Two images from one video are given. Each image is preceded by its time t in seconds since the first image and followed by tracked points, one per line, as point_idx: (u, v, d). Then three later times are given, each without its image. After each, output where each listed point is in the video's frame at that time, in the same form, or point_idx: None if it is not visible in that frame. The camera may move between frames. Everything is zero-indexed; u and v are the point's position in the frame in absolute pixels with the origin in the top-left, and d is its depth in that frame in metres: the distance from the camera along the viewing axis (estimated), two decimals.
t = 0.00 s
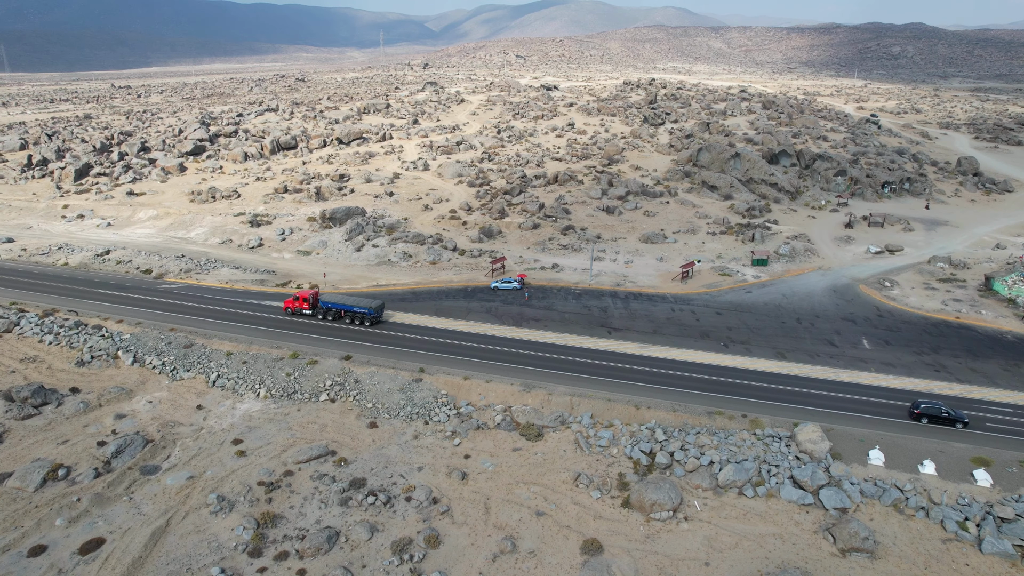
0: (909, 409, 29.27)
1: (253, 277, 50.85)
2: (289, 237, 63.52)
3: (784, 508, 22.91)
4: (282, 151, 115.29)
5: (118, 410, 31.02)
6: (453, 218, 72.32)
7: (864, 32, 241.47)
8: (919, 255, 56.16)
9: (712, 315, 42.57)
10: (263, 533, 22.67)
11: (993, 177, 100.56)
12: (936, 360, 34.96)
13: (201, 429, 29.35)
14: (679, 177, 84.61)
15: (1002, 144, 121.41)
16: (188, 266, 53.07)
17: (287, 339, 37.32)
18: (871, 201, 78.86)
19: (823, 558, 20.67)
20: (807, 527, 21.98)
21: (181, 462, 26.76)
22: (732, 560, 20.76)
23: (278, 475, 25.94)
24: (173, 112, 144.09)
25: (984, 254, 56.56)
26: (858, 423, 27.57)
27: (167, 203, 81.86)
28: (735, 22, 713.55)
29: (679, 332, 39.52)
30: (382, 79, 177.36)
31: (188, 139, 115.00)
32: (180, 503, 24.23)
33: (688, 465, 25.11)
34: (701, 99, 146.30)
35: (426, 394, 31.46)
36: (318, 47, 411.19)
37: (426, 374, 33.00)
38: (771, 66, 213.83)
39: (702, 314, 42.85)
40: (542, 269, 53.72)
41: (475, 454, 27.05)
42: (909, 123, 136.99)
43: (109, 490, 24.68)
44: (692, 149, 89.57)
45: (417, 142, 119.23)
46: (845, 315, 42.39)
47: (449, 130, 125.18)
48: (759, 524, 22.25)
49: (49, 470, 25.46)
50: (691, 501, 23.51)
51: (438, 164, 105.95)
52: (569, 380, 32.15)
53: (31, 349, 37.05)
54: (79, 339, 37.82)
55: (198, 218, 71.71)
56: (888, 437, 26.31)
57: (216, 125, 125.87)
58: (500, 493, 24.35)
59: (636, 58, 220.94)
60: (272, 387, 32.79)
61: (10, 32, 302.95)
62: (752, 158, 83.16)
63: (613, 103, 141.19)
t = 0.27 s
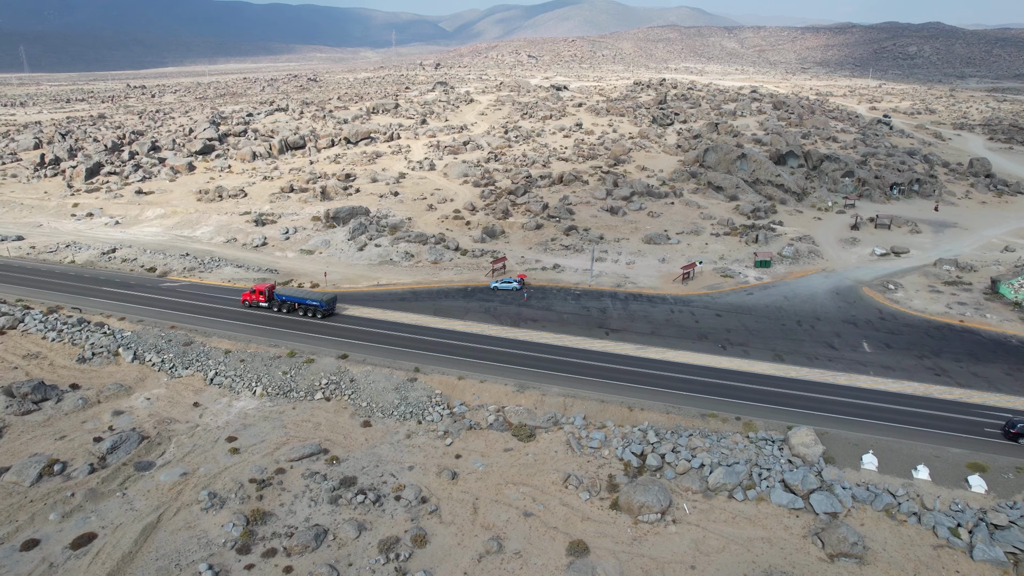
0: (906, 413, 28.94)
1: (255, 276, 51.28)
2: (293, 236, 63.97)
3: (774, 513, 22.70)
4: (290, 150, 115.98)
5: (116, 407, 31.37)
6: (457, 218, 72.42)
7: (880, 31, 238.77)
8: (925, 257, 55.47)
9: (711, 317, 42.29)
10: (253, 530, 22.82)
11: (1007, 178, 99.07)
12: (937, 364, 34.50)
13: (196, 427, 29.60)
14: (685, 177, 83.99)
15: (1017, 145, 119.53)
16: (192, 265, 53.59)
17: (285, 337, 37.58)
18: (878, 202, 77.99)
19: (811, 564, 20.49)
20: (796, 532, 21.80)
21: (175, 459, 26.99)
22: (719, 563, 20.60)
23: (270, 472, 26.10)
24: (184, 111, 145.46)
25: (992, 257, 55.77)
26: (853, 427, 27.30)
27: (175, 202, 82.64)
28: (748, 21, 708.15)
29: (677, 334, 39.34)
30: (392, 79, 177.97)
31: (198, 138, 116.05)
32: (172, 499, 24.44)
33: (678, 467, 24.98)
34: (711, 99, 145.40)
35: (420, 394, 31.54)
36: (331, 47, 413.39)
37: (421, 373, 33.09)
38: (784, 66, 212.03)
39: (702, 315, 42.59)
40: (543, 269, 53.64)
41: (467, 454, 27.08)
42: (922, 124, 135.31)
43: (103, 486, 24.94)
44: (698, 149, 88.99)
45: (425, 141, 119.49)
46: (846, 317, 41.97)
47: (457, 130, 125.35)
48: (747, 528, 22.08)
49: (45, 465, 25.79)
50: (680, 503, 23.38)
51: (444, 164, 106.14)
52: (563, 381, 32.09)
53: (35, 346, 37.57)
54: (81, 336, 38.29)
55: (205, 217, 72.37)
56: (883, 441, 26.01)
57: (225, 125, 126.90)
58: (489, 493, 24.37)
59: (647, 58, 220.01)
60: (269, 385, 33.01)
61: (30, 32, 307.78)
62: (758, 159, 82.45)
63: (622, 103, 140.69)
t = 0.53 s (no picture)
0: (903, 417, 28.61)
1: (257, 275, 51.69)
2: (297, 235, 64.37)
3: (763, 516, 22.54)
4: (299, 150, 116.60)
5: (114, 403, 31.72)
6: (460, 218, 72.50)
7: (897, 31, 235.91)
8: (931, 260, 54.76)
9: (711, 319, 41.98)
10: (242, 527, 22.99)
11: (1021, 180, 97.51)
12: (938, 368, 34.05)
13: (192, 424, 29.85)
14: (690, 178, 83.43)
15: None
16: (195, 263, 54.11)
17: (283, 336, 37.82)
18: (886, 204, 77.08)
19: (799, 569, 20.29)
20: (784, 536, 21.62)
21: (170, 455, 27.24)
22: (705, 567, 20.47)
23: (262, 470, 26.29)
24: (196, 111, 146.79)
25: (1001, 260, 54.93)
26: (847, 431, 27.02)
27: (182, 201, 83.42)
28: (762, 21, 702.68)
29: (675, 335, 39.14)
30: (402, 79, 178.51)
31: (207, 137, 117.06)
32: (165, 496, 24.66)
33: (669, 469, 24.86)
34: (721, 99, 144.43)
35: (414, 394, 31.62)
36: (345, 47, 415.76)
37: (415, 373, 33.15)
38: (798, 66, 210.13)
39: (701, 317, 42.35)
40: (544, 270, 53.60)
41: (458, 453, 27.11)
42: (936, 125, 133.53)
43: (97, 482, 25.23)
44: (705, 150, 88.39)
45: (432, 141, 119.71)
46: (848, 320, 41.53)
47: (465, 130, 125.51)
48: (736, 531, 21.91)
49: (42, 460, 26.13)
50: (669, 506, 23.26)
51: (450, 164, 106.29)
52: (557, 381, 32.03)
53: (38, 342, 38.08)
54: (83, 333, 38.76)
55: (211, 216, 73.00)
56: (878, 446, 25.74)
57: (235, 125, 127.92)
58: (478, 494, 24.36)
59: (658, 58, 218.98)
60: (265, 384, 33.23)
61: (50, 34, 313.01)
62: (765, 160, 81.72)
63: (631, 103, 140.16)
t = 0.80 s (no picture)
0: (900, 422, 28.25)
1: (259, 274, 52.15)
2: (301, 234, 64.79)
3: (752, 520, 22.35)
4: (307, 150, 117.24)
5: (113, 399, 32.08)
6: (464, 218, 72.58)
7: (915, 30, 232.69)
8: (938, 262, 54.01)
9: (710, 320, 41.72)
10: (232, 524, 23.16)
11: None
12: (938, 372, 33.57)
13: (188, 420, 30.14)
14: (697, 178, 82.91)
15: None
16: (200, 262, 54.70)
17: (282, 334, 38.08)
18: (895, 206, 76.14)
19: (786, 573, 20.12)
20: (773, 540, 21.44)
21: (164, 452, 27.50)
22: (691, 570, 20.34)
23: (255, 467, 26.47)
24: (207, 111, 148.13)
25: (1009, 263, 54.06)
26: (842, 435, 26.75)
27: (191, 200, 84.23)
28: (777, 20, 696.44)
29: (673, 337, 38.93)
30: (412, 78, 178.96)
31: (217, 136, 118.07)
32: (158, 491, 24.88)
33: (659, 472, 24.73)
34: (732, 99, 143.36)
35: (408, 393, 31.70)
36: (359, 47, 417.93)
37: (410, 372, 33.26)
38: (812, 66, 208.02)
39: (701, 318, 42.09)
40: (545, 270, 53.52)
41: (449, 453, 27.15)
42: (951, 126, 131.56)
43: (92, 477, 25.53)
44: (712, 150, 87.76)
45: (440, 141, 119.93)
46: (849, 322, 41.08)
47: (473, 130, 125.60)
48: (724, 535, 21.76)
49: (39, 455, 26.48)
50: (658, 509, 23.14)
51: (457, 164, 106.43)
52: (552, 382, 31.97)
53: (42, 338, 38.64)
54: (86, 330, 39.28)
55: (218, 215, 73.66)
56: (871, 451, 25.47)
57: (245, 124, 128.92)
58: (467, 493, 24.37)
59: (670, 58, 217.80)
60: (262, 381, 33.48)
61: (70, 35, 318.26)
62: (772, 160, 80.93)
63: (641, 104, 139.56)
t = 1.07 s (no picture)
0: (897, 426, 27.89)
1: (262, 272, 52.64)
2: (306, 233, 65.24)
3: (741, 524, 22.17)
4: (316, 149, 117.94)
5: (112, 395, 32.46)
6: (469, 218, 72.71)
7: (934, 30, 229.32)
8: (945, 265, 53.23)
9: (710, 322, 41.43)
10: (222, 520, 23.33)
11: None
12: (939, 376, 33.09)
13: (185, 417, 30.45)
14: (703, 179, 82.35)
15: None
16: (205, 260, 55.33)
17: (280, 333, 38.36)
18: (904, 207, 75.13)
19: None
20: (761, 545, 21.24)
21: (160, 448, 27.78)
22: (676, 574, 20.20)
23: (248, 464, 26.68)
24: (219, 111, 149.48)
25: (1018, 266, 53.16)
26: (836, 439, 26.48)
27: (199, 199, 85.09)
28: (793, 20, 690.27)
29: (671, 338, 38.73)
30: (423, 78, 179.36)
31: (228, 136, 119.08)
32: (151, 487, 25.12)
33: (649, 474, 24.60)
34: (744, 100, 142.26)
35: (403, 392, 31.81)
36: (373, 46, 419.82)
37: (406, 372, 33.35)
38: (827, 67, 205.78)
39: (700, 320, 41.80)
40: (546, 270, 53.46)
41: (440, 453, 27.20)
42: (967, 127, 129.54)
43: (88, 472, 25.84)
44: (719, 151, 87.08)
45: (448, 141, 120.14)
46: (851, 325, 40.64)
47: (481, 130, 125.69)
48: (712, 538, 21.60)
49: (36, 450, 26.85)
50: (645, 511, 23.01)
51: (464, 163, 106.56)
52: (546, 382, 31.93)
53: (46, 335, 39.24)
54: (90, 327, 39.82)
55: (225, 214, 74.33)
56: (865, 455, 25.19)
57: (256, 124, 129.96)
58: (456, 493, 24.39)
59: (682, 58, 216.46)
60: (259, 379, 33.74)
61: (90, 36, 323.25)
62: (779, 161, 80.09)
63: (650, 104, 138.90)
